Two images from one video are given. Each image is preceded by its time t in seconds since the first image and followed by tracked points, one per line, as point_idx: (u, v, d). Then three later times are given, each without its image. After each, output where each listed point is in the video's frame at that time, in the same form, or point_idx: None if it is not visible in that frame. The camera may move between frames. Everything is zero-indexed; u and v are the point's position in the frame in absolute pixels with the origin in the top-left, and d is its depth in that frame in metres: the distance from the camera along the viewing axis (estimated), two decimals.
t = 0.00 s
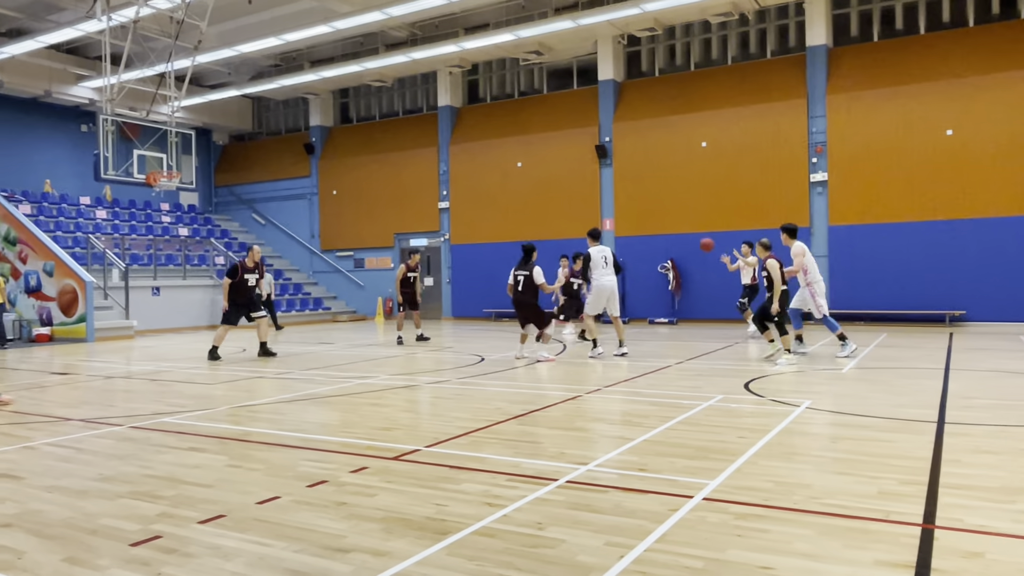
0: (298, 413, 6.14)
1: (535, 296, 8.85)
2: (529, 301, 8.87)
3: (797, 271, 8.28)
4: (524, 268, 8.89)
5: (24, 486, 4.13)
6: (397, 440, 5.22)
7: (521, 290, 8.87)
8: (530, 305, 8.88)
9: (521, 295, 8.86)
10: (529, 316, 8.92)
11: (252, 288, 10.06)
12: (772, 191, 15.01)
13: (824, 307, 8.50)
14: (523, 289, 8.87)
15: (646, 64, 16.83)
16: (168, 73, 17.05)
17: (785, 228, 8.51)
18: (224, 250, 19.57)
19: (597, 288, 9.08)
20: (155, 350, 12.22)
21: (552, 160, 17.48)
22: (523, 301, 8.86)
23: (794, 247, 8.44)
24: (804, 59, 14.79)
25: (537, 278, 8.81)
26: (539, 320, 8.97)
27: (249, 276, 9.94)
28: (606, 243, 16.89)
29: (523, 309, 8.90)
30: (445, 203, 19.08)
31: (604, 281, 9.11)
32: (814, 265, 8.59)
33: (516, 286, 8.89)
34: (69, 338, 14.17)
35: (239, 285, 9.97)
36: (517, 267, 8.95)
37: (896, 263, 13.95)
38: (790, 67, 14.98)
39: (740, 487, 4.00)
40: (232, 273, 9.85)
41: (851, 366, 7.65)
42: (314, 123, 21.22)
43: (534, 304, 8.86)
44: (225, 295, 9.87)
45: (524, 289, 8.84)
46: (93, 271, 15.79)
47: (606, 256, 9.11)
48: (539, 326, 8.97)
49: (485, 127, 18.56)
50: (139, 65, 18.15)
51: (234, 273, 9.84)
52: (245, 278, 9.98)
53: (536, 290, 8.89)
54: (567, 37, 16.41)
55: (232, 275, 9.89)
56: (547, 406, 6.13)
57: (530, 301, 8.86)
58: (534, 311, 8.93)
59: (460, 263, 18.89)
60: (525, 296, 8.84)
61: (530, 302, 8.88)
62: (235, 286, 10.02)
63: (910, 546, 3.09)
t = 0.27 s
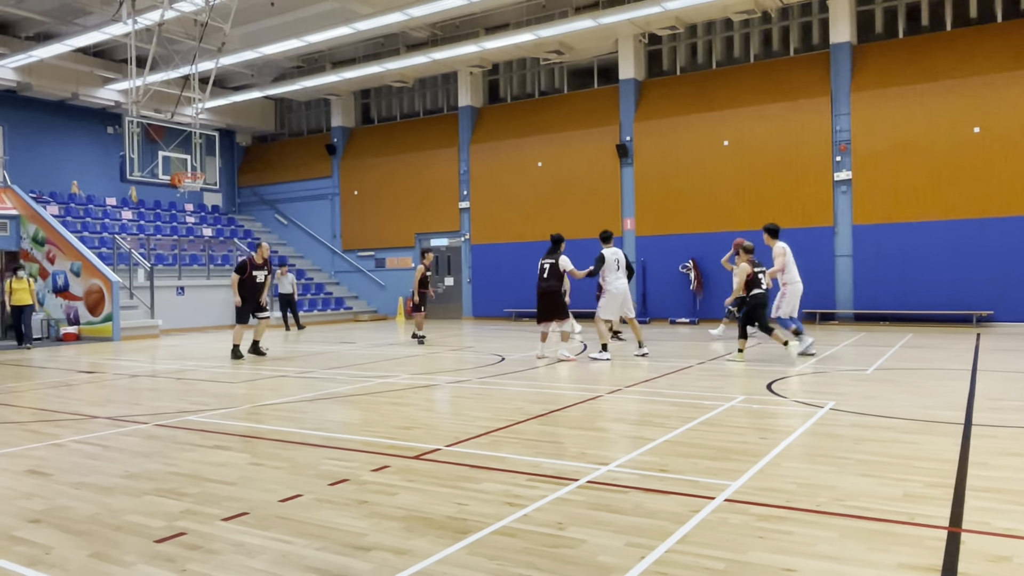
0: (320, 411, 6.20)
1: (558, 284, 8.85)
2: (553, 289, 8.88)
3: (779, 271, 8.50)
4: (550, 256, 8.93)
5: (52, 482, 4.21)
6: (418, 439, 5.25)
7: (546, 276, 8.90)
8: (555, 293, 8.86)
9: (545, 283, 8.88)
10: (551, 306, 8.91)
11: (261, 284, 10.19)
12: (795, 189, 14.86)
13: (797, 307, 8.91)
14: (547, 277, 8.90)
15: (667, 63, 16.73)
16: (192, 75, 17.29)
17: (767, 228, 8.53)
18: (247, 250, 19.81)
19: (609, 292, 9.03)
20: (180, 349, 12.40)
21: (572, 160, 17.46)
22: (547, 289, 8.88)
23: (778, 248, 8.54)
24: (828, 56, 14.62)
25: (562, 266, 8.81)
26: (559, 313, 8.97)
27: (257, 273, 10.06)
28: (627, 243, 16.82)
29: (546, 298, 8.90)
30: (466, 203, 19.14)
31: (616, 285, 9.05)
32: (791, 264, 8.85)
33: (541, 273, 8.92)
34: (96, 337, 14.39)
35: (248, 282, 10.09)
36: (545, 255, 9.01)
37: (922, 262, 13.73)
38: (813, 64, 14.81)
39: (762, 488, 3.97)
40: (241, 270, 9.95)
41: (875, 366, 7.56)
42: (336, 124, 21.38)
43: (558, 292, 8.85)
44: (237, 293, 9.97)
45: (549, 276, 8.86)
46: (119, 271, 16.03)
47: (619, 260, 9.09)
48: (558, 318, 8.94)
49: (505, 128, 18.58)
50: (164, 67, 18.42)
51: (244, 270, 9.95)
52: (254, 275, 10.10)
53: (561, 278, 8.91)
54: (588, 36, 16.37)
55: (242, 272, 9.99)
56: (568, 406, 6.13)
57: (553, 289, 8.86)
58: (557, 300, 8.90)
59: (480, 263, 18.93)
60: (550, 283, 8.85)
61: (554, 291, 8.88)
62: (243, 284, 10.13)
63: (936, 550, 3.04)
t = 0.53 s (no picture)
0: (344, 410, 6.25)
1: (580, 282, 8.83)
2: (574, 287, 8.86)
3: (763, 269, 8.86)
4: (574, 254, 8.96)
5: (83, 479, 4.30)
6: (442, 439, 5.28)
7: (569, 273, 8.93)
8: (574, 290, 8.84)
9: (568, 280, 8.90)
10: (572, 303, 8.88)
11: (281, 283, 10.31)
12: (822, 188, 14.67)
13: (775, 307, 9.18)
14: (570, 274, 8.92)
15: (691, 62, 16.61)
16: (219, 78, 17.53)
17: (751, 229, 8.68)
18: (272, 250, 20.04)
19: (616, 290, 8.99)
20: (207, 348, 12.58)
21: (595, 159, 17.41)
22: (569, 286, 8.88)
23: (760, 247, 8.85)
24: (855, 53, 14.41)
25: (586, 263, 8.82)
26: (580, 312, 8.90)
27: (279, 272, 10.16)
28: (651, 242, 16.72)
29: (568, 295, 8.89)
30: (489, 203, 19.17)
31: (623, 283, 9.02)
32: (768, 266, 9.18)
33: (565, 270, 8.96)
34: (125, 336, 14.59)
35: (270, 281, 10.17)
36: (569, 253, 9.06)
37: (952, 262, 13.48)
38: (840, 62, 14.60)
39: (788, 490, 3.93)
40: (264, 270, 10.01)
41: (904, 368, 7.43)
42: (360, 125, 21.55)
43: (578, 289, 8.82)
44: (259, 292, 10.06)
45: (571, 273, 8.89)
46: (147, 272, 16.27)
47: (627, 257, 9.06)
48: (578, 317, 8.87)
49: (528, 128, 18.58)
50: (191, 70, 18.71)
51: (267, 270, 10.02)
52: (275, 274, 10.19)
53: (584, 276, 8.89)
54: (611, 35, 16.30)
55: (264, 272, 10.03)
56: (591, 406, 6.12)
57: (574, 287, 8.86)
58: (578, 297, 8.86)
59: (503, 263, 18.94)
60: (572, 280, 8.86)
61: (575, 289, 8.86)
62: (264, 282, 10.21)
63: (966, 554, 2.99)
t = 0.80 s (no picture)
0: (371, 409, 6.31)
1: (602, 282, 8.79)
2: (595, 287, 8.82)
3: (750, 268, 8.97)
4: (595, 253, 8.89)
5: (117, 475, 4.40)
6: (468, 438, 5.30)
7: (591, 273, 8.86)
8: (595, 290, 8.81)
9: (590, 280, 8.84)
10: (593, 302, 8.83)
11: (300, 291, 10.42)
12: (854, 187, 14.44)
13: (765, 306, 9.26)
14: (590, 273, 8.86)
15: (719, 60, 16.45)
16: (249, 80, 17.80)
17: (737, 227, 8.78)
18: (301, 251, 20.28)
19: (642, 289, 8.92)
20: (237, 347, 12.77)
21: (622, 158, 17.33)
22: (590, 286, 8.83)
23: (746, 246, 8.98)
24: (887, 50, 14.16)
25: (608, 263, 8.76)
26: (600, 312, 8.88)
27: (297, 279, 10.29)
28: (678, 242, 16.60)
29: (589, 295, 8.85)
30: (515, 203, 19.19)
31: (648, 283, 8.99)
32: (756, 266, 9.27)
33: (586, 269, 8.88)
34: (157, 335, 14.87)
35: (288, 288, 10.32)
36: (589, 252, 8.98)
37: (988, 261, 13.18)
38: (872, 58, 14.35)
39: (817, 493, 3.88)
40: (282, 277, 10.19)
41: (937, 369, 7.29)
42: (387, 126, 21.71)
43: (599, 290, 8.80)
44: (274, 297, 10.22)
45: (593, 273, 8.83)
46: (179, 272, 16.57)
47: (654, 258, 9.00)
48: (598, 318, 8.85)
49: (554, 128, 18.56)
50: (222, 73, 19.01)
51: (284, 277, 10.19)
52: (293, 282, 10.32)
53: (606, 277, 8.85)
54: (638, 34, 16.21)
55: (282, 278, 10.20)
56: (618, 406, 6.10)
57: (596, 286, 8.81)
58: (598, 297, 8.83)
59: (529, 263, 18.95)
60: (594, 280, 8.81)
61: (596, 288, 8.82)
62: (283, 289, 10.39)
63: (1002, 560, 2.93)
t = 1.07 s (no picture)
0: (402, 408, 6.37)
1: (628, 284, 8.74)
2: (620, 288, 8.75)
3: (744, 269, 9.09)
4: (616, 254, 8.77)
5: (155, 471, 4.52)
6: (498, 438, 5.32)
7: (616, 275, 8.73)
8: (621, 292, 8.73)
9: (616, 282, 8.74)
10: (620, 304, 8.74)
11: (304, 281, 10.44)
12: (891, 185, 14.14)
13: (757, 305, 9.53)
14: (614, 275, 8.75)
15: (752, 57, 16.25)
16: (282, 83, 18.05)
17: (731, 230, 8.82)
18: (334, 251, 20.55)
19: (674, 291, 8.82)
20: (270, 346, 12.99)
21: (653, 157, 17.21)
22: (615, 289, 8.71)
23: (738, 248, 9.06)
24: (926, 44, 13.85)
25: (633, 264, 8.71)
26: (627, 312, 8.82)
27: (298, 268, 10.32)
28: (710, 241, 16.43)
29: (614, 297, 8.76)
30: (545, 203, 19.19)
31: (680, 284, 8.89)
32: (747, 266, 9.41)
33: (611, 271, 8.72)
34: (193, 334, 15.19)
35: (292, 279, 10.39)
36: (608, 252, 8.82)
37: None
38: (910, 53, 14.04)
39: (853, 496, 3.82)
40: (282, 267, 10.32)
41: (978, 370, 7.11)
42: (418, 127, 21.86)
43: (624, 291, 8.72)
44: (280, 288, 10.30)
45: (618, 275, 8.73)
46: (214, 271, 16.92)
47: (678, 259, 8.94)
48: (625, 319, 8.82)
49: (584, 127, 18.50)
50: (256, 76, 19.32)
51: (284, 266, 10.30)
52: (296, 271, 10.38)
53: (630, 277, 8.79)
54: (669, 32, 16.08)
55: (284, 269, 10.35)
56: (648, 407, 6.06)
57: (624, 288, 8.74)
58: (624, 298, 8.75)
59: (559, 262, 18.93)
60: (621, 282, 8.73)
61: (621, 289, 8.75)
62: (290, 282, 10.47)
63: None
